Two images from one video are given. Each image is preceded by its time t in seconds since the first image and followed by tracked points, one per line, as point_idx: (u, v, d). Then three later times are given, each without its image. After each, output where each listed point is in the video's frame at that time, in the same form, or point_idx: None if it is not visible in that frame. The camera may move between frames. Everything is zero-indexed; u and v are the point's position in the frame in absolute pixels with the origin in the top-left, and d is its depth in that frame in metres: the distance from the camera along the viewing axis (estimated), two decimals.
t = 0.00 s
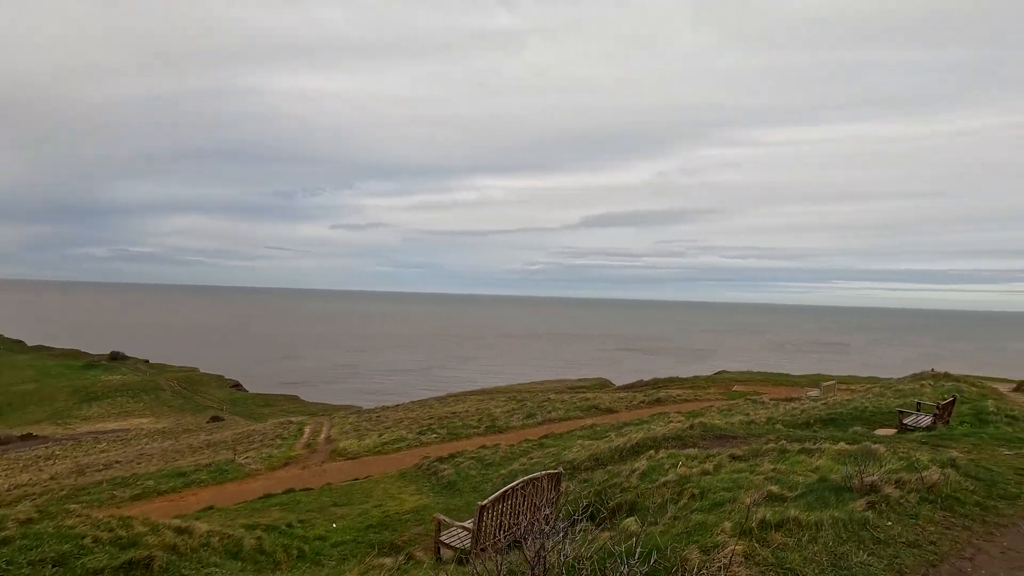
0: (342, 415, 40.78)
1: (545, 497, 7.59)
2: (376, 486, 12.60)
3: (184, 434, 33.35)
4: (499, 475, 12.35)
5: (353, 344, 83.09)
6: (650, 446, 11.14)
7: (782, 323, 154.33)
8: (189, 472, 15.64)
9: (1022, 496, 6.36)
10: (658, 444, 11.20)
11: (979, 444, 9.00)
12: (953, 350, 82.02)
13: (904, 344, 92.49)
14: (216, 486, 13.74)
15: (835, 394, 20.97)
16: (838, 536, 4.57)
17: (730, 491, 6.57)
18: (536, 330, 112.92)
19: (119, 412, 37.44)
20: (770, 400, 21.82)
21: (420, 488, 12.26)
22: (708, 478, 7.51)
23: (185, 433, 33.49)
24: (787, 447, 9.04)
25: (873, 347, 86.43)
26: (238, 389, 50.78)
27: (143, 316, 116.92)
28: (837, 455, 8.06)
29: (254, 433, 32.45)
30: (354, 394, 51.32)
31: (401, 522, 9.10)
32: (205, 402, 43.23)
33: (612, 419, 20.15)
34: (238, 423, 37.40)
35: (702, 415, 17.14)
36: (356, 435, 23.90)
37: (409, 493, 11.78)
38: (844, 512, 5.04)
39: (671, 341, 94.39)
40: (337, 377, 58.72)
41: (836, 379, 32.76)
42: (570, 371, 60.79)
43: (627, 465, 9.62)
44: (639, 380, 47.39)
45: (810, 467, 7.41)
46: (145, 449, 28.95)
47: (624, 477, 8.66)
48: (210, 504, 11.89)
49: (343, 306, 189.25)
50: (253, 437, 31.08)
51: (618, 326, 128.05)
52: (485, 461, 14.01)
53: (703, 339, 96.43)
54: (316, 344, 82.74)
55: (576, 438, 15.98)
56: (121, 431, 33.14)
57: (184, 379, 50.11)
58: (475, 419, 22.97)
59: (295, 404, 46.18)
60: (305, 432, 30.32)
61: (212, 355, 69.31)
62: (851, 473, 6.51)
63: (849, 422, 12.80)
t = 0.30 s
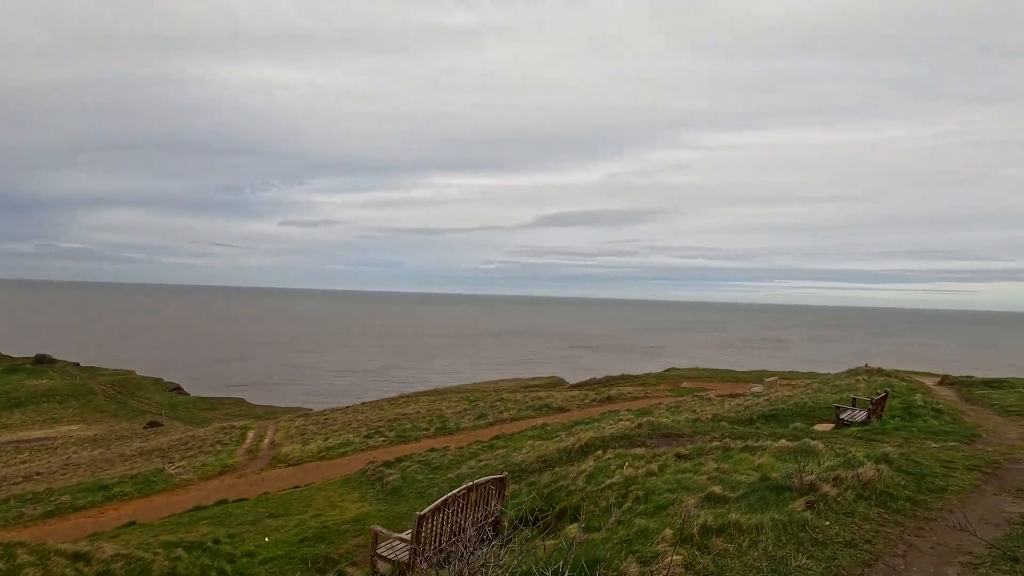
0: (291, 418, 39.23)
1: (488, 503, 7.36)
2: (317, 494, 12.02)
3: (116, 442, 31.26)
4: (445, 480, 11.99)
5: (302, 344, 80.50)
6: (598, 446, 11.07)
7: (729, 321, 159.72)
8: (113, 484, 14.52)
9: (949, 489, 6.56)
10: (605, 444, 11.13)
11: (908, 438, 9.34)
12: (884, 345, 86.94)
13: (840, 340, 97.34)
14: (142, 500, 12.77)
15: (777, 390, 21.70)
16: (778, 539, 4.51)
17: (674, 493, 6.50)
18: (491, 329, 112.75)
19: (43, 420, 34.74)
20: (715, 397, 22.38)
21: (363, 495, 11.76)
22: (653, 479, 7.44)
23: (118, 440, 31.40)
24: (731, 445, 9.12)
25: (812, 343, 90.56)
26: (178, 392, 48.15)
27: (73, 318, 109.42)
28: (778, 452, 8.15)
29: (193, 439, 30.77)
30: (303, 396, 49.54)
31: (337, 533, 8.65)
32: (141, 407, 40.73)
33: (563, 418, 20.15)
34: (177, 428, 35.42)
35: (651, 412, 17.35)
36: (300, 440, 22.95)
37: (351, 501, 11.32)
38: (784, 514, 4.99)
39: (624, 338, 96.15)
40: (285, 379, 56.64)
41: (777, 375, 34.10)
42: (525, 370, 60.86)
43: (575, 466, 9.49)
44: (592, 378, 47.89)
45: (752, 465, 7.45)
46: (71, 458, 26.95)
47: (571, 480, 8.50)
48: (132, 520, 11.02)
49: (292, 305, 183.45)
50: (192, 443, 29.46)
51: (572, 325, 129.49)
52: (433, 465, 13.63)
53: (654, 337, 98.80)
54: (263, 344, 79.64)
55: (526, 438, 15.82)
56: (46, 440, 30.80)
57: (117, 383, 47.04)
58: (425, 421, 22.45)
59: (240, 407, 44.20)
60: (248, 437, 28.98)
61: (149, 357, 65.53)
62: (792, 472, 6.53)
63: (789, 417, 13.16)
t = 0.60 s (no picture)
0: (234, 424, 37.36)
1: (429, 513, 6.98)
2: (251, 508, 11.25)
3: (38, 453, 28.88)
4: (390, 488, 11.48)
5: (249, 347, 77.26)
6: (548, 450, 10.83)
7: (681, 322, 163.88)
8: (21, 503, 13.20)
9: (889, 488, 6.62)
10: (555, 448, 10.90)
11: (848, 436, 9.54)
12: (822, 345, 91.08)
13: (783, 339, 101.30)
14: (53, 520, 11.64)
15: (725, 389, 22.15)
16: (726, 550, 4.33)
17: (622, 500, 6.30)
18: (446, 330, 111.61)
19: None
20: (666, 397, 22.66)
21: (302, 507, 11.10)
22: (601, 485, 7.22)
23: (41, 451, 29.04)
24: (679, 447, 9.05)
25: (758, 343, 93.85)
26: (111, 398, 45.17)
27: None
28: (725, 454, 8.12)
29: (124, 449, 28.79)
30: (248, 401, 47.40)
31: (268, 553, 8.04)
32: (68, 415, 37.93)
33: (515, 421, 19.87)
34: (108, 437, 33.13)
35: (603, 414, 17.32)
36: (240, 448, 21.76)
37: (288, 514, 10.66)
38: (731, 521, 4.85)
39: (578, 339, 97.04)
40: (229, 383, 54.09)
41: (725, 374, 35.02)
42: (481, 371, 60.40)
43: (523, 472, 9.20)
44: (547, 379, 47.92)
45: (700, 468, 7.36)
46: None
47: (519, 486, 8.21)
48: (40, 544, 10.00)
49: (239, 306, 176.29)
50: (123, 453, 27.56)
51: (527, 326, 129.81)
52: (378, 473, 13.05)
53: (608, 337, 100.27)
54: (206, 347, 75.95)
55: (477, 443, 15.45)
56: None
57: (42, 389, 43.64)
58: (374, 426, 21.70)
59: (179, 414, 41.86)
60: (185, 446, 27.34)
61: (79, 362, 61.26)
62: (739, 475, 6.44)
63: (736, 417, 13.33)
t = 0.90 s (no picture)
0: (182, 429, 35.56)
1: (377, 526, 6.56)
2: (188, 523, 10.50)
3: None
4: (340, 498, 10.93)
5: (199, 348, 74.07)
6: (506, 454, 10.51)
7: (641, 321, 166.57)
8: None
9: (844, 488, 6.59)
10: (513, 452, 10.59)
11: (803, 435, 9.60)
12: (774, 342, 93.99)
13: (738, 337, 104.15)
14: None
15: (683, 387, 22.36)
16: (685, 564, 4.14)
17: (578, 509, 6.05)
18: (407, 329, 110.04)
19: None
20: (625, 396, 22.70)
21: (244, 520, 10.44)
22: (558, 492, 6.95)
23: None
24: (638, 450, 8.89)
25: (714, 341, 96.16)
26: (47, 403, 42.37)
27: None
28: (684, 456, 8.00)
29: (58, 458, 26.92)
30: (197, 404, 45.30)
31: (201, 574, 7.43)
32: None
33: (475, 423, 19.48)
34: (43, 445, 31.00)
35: (563, 415, 17.13)
36: (182, 456, 20.58)
37: (228, 528, 9.99)
38: (691, 531, 4.64)
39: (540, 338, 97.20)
40: (177, 386, 51.61)
41: (682, 372, 35.56)
42: (442, 371, 59.66)
43: (479, 479, 8.86)
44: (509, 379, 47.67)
45: (658, 472, 7.20)
46: None
47: (473, 494, 7.86)
48: None
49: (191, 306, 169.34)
50: (56, 463, 25.76)
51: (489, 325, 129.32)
52: (329, 480, 12.45)
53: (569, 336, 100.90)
54: (153, 348, 72.39)
55: (434, 446, 15.01)
56: None
57: None
58: (327, 430, 20.89)
59: (123, 419, 39.63)
60: (125, 455, 25.74)
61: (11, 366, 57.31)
62: (699, 479, 6.29)
63: (694, 416, 13.34)
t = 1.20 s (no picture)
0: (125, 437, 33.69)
1: (320, 540, 6.15)
2: (119, 541, 9.75)
3: None
4: (288, 509, 10.36)
5: (147, 352, 70.75)
6: (462, 458, 10.16)
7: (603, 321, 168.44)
8: None
9: (798, 487, 6.56)
10: (469, 456, 10.25)
11: (759, 433, 9.62)
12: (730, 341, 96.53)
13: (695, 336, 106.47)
14: None
15: (643, 387, 22.46)
16: None
17: (532, 515, 5.79)
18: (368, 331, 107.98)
19: None
20: (586, 396, 22.66)
21: (182, 536, 9.76)
22: (513, 498, 6.67)
23: None
24: (595, 452, 8.71)
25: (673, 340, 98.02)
26: None
27: None
28: (641, 456, 7.88)
29: None
30: (143, 410, 43.14)
31: None
32: None
33: (434, 425, 19.04)
34: None
35: (523, 416, 16.90)
36: (121, 467, 19.36)
37: (164, 545, 9.31)
38: (646, 538, 4.44)
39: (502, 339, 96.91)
40: (122, 392, 49.02)
41: (642, 371, 35.94)
42: (403, 373, 58.65)
43: (432, 485, 8.50)
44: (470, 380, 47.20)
45: (615, 475, 7.02)
46: None
47: (425, 502, 7.52)
48: None
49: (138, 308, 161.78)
50: None
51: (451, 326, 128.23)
52: (277, 490, 11.84)
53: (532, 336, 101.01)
54: (96, 352, 68.66)
55: (390, 451, 14.52)
56: None
57: None
58: (279, 436, 20.03)
59: (60, 428, 37.32)
60: (60, 466, 24.13)
61: None
62: (655, 482, 6.12)
63: (653, 415, 13.32)
